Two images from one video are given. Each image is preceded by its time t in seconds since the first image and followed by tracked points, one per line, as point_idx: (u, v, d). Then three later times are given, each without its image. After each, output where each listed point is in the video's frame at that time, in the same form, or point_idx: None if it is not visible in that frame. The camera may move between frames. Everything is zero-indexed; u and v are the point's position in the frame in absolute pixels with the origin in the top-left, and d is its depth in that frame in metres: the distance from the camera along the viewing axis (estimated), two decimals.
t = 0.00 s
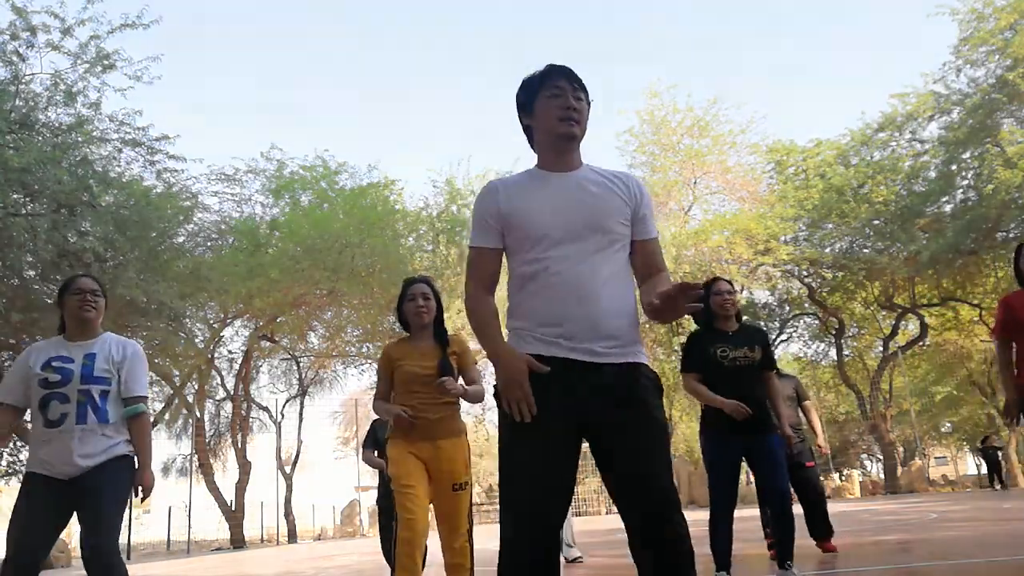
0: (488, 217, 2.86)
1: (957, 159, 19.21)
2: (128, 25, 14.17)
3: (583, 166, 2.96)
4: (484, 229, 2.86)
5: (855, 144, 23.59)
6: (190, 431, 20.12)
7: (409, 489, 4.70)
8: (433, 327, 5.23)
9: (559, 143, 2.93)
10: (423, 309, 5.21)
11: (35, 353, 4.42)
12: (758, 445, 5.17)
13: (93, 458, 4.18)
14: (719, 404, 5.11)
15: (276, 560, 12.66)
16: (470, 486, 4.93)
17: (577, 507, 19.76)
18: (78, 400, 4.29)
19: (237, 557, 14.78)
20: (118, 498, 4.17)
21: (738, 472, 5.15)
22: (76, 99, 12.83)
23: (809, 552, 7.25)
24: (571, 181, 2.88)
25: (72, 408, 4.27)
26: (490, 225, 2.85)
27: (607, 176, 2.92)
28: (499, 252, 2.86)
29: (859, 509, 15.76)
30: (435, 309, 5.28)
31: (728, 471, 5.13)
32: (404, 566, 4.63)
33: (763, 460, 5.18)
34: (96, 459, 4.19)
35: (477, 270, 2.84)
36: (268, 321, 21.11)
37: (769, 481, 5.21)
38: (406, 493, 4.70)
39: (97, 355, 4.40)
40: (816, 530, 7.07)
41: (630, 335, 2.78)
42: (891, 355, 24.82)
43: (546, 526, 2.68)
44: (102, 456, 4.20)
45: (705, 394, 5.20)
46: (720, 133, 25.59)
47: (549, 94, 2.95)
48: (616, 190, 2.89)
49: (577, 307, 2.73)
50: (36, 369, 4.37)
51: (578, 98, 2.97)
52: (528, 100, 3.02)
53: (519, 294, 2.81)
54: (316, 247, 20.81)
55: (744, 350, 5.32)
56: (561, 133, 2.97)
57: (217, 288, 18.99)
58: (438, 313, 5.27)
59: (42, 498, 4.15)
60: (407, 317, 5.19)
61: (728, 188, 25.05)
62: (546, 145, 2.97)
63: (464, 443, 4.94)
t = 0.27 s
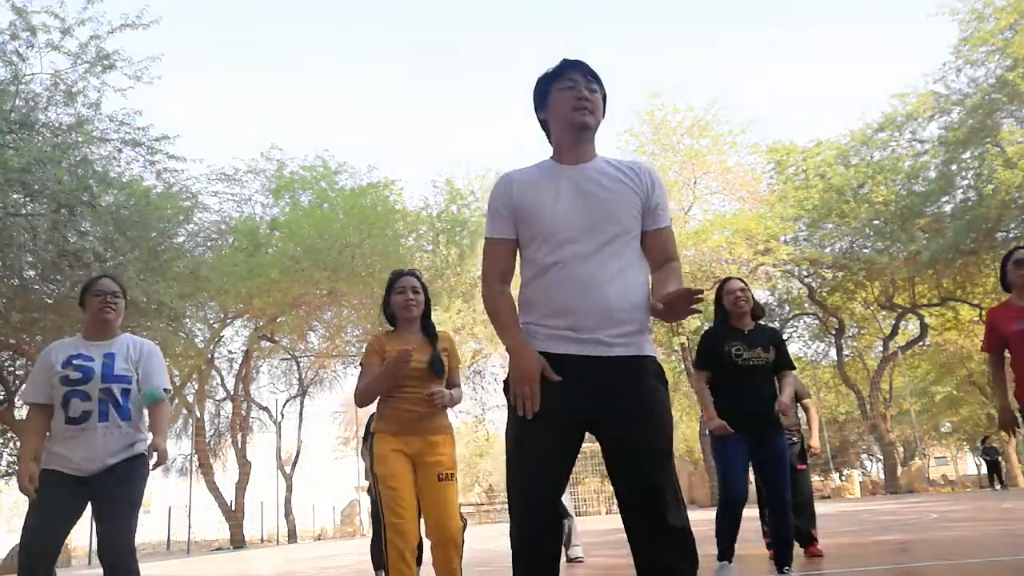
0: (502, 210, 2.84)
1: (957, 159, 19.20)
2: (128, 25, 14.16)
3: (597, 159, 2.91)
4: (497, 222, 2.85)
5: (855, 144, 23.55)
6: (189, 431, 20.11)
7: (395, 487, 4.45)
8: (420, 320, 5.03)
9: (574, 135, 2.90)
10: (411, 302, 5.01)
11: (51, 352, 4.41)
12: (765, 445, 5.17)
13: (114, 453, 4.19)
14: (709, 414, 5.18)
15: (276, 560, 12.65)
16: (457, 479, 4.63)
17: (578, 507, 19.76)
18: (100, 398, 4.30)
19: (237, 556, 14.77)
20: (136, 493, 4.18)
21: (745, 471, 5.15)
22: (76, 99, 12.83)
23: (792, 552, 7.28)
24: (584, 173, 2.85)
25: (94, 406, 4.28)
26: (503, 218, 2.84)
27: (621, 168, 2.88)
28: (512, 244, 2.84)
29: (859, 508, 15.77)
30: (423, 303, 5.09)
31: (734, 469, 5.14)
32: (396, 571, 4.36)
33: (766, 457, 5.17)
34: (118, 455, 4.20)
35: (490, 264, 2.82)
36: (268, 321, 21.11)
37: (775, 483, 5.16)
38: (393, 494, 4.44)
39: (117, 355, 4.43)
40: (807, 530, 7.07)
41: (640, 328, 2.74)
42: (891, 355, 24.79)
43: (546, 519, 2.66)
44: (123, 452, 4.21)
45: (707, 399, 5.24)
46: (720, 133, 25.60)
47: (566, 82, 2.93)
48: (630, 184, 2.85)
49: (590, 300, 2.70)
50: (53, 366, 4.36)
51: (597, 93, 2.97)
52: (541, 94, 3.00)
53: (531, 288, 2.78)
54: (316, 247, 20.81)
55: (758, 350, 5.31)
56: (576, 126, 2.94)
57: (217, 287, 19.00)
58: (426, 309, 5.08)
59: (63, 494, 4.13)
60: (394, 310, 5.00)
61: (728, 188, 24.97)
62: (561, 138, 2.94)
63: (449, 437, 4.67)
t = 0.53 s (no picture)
0: (486, 241, 2.90)
1: (957, 159, 19.21)
2: (128, 25, 14.15)
3: (578, 197, 2.99)
4: (480, 253, 2.91)
5: (855, 144, 23.44)
6: (189, 431, 20.12)
7: (405, 485, 4.44)
8: (419, 316, 4.95)
9: (558, 173, 2.97)
10: (411, 299, 4.93)
11: (46, 361, 4.37)
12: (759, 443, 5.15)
13: (116, 462, 4.21)
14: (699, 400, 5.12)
15: (276, 559, 12.66)
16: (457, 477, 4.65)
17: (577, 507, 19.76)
18: (99, 408, 4.29)
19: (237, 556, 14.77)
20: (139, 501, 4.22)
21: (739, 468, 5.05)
22: (76, 99, 12.84)
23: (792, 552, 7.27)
24: (567, 211, 2.93)
25: (93, 415, 4.27)
26: (487, 249, 2.90)
27: (603, 208, 2.97)
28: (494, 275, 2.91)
29: (859, 509, 15.77)
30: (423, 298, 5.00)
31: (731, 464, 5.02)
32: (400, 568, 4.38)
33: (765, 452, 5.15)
34: (119, 463, 4.22)
35: (470, 294, 2.89)
36: (268, 321, 21.12)
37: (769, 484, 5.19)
38: (400, 493, 4.43)
39: (113, 364, 4.41)
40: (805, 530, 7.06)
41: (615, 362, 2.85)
42: (891, 355, 24.78)
43: (537, 542, 2.86)
44: (123, 462, 4.23)
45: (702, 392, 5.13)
46: (720, 133, 25.64)
47: (566, 117, 3.00)
48: (611, 224, 2.94)
49: (570, 337, 2.80)
50: (51, 376, 4.33)
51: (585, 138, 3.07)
52: (529, 128, 3.06)
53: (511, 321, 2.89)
54: (316, 247, 20.80)
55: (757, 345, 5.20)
56: (557, 165, 3.03)
57: (218, 288, 18.99)
58: (425, 304, 5.00)
59: (65, 504, 4.17)
60: (393, 305, 4.90)
61: (728, 188, 25.32)
62: (545, 172, 3.00)
63: (449, 435, 4.67)
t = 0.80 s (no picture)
0: (483, 238, 2.98)
1: (957, 159, 19.21)
2: (128, 25, 14.15)
3: (573, 195, 3.06)
4: (476, 251, 2.99)
5: (855, 144, 23.39)
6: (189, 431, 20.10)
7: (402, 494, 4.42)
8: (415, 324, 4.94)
9: (554, 173, 3.02)
10: (407, 306, 4.91)
11: (56, 361, 4.41)
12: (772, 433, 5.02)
13: (120, 460, 4.20)
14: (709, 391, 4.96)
15: (275, 560, 12.64)
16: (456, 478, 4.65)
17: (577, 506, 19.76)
18: (103, 407, 4.29)
19: (237, 556, 14.76)
20: (145, 498, 4.20)
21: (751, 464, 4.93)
22: (76, 99, 12.84)
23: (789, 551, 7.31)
24: (563, 209, 2.99)
25: (98, 414, 4.27)
26: (483, 247, 2.98)
27: (599, 204, 3.04)
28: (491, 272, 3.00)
29: (859, 508, 15.75)
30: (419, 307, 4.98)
31: (742, 462, 4.92)
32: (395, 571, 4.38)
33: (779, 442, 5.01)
34: (125, 462, 4.21)
35: (468, 290, 3.00)
36: (268, 321, 21.11)
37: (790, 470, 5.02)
38: (399, 500, 4.41)
39: (119, 363, 4.39)
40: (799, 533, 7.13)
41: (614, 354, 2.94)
42: (891, 355, 24.75)
43: (540, 538, 2.86)
44: (127, 460, 4.21)
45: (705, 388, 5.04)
46: (720, 133, 25.66)
47: (560, 119, 3.05)
48: (606, 220, 3.01)
49: (568, 330, 2.88)
50: (58, 376, 4.36)
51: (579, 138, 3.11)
52: (521, 132, 3.10)
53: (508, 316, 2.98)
54: (316, 247, 20.78)
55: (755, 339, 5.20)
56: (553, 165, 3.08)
57: (218, 288, 18.99)
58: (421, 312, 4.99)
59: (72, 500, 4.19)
60: (390, 314, 4.88)
61: (728, 188, 25.43)
62: (541, 173, 3.06)
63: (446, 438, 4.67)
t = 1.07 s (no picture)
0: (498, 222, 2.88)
1: (957, 159, 19.21)
2: (128, 25, 14.13)
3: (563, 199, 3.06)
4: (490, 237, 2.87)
5: (855, 144, 23.36)
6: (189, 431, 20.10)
7: (387, 493, 4.43)
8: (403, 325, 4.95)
9: (546, 176, 3.00)
10: (396, 308, 4.91)
11: (68, 357, 4.42)
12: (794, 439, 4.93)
13: (128, 457, 4.20)
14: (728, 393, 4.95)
15: (275, 559, 12.63)
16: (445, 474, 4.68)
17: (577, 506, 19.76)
18: (115, 402, 4.30)
19: (237, 556, 14.76)
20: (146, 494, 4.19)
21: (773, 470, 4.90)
22: (76, 99, 12.84)
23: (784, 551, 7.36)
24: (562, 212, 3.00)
25: (109, 409, 4.28)
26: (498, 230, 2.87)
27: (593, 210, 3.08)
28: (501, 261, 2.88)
29: (859, 508, 15.75)
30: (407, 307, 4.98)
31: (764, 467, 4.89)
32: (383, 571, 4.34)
33: (803, 448, 4.90)
34: (134, 458, 4.21)
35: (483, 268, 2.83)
36: (267, 321, 21.11)
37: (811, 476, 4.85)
38: (382, 499, 4.42)
39: (131, 360, 4.42)
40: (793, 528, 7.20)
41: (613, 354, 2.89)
42: (891, 355, 24.75)
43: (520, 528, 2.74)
44: (135, 456, 4.21)
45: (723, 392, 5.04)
46: (720, 133, 25.70)
47: (542, 124, 3.01)
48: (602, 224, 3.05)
49: (584, 326, 2.83)
50: (70, 371, 4.37)
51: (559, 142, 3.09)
52: (500, 138, 3.06)
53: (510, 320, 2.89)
54: (316, 248, 20.74)
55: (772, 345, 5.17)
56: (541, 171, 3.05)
57: (218, 288, 19.00)
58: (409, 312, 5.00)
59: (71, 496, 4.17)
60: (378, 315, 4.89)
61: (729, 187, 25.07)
62: (530, 178, 3.03)
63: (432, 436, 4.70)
